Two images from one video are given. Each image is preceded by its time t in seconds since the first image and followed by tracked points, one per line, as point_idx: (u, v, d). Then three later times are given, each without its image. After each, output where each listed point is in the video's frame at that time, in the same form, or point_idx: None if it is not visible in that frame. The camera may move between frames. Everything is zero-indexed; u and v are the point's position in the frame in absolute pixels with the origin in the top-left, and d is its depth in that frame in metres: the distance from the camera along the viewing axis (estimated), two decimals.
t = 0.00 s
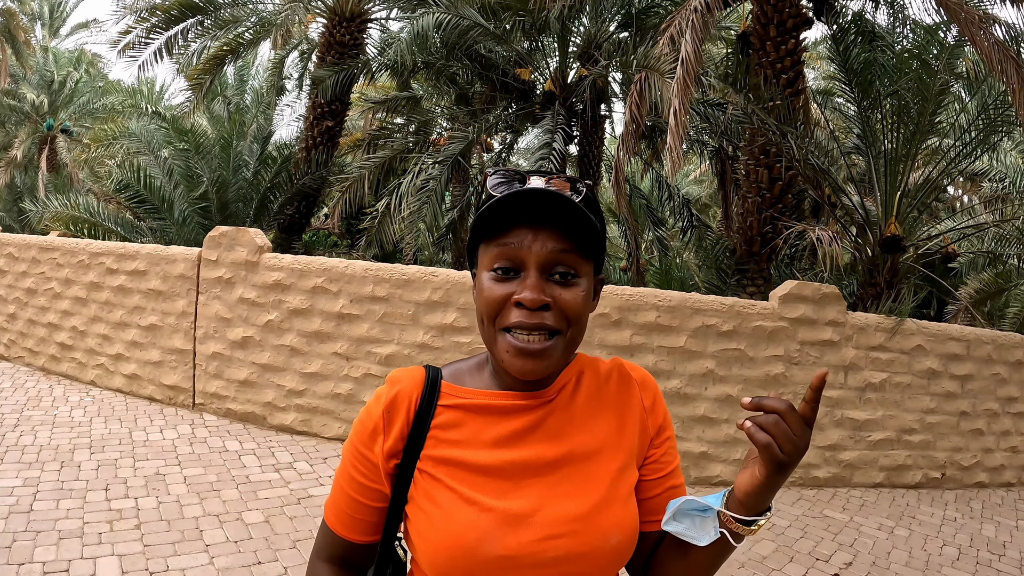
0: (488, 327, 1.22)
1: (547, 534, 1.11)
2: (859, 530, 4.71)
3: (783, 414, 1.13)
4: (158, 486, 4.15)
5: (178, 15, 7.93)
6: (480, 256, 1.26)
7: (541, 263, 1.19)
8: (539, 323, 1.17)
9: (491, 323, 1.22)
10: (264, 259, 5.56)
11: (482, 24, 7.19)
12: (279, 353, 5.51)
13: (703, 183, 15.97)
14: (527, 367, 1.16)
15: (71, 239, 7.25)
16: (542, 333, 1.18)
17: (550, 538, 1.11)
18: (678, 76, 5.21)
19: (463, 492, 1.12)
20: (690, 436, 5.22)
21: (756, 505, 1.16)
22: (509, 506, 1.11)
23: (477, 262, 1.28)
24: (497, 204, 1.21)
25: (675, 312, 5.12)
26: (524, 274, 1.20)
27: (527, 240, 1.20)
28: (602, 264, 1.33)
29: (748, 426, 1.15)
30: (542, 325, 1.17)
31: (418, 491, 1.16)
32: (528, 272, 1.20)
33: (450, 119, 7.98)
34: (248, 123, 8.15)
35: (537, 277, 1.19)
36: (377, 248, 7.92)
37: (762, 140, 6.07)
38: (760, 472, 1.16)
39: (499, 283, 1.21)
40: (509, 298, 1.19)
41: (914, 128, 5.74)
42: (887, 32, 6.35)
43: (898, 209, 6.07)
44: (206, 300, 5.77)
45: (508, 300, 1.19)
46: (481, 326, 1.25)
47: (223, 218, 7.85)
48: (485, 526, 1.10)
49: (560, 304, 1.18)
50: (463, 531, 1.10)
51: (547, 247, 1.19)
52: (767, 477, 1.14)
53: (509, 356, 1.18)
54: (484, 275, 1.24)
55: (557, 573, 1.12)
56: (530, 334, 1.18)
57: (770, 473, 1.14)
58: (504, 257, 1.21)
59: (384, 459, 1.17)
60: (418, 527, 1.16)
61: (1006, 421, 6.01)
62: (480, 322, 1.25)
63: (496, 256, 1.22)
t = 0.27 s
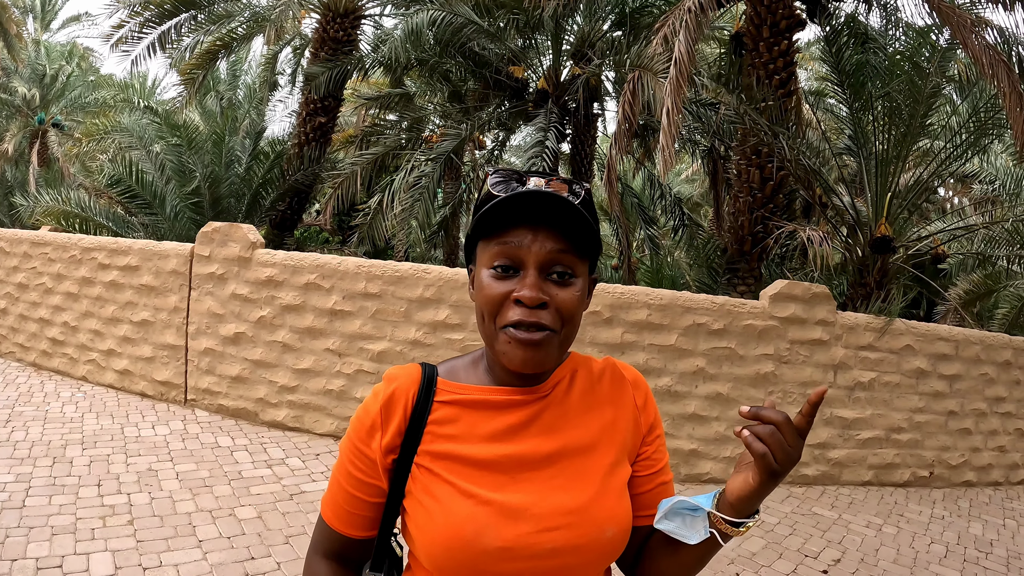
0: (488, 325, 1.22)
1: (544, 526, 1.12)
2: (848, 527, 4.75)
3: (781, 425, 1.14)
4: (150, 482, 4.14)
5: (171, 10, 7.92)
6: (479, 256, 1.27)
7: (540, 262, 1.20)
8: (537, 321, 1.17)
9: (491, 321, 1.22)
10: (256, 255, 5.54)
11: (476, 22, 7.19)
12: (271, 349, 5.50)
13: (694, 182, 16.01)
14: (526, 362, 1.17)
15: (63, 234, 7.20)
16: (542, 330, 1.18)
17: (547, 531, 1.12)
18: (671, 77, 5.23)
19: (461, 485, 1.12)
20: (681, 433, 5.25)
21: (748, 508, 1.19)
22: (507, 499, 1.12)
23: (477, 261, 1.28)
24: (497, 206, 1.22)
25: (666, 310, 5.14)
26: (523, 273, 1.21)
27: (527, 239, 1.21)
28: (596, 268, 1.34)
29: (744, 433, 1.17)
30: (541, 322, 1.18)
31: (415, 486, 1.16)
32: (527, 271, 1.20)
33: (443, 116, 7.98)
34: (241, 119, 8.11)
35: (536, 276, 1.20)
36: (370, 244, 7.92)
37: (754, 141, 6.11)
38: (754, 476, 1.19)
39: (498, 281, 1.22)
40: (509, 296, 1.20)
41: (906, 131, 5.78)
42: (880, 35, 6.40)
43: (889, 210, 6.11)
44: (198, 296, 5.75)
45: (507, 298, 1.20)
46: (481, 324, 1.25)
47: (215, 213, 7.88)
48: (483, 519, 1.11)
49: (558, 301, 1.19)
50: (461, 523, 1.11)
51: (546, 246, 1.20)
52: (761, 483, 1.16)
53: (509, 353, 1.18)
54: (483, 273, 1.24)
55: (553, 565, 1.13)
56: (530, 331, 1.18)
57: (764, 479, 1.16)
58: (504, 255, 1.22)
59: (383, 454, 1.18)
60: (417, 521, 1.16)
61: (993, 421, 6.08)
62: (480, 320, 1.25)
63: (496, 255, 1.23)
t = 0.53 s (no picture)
0: (495, 323, 1.23)
1: (552, 519, 1.14)
2: (837, 525, 4.79)
3: (781, 417, 1.16)
4: (143, 479, 4.12)
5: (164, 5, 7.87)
6: (486, 255, 1.27)
7: (547, 262, 1.21)
8: (544, 320, 1.18)
9: (498, 319, 1.23)
10: (249, 252, 5.53)
11: (470, 20, 7.18)
12: (264, 346, 5.49)
13: (685, 182, 16.07)
14: (534, 360, 1.18)
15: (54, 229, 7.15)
16: (549, 329, 1.20)
17: (555, 524, 1.13)
18: (665, 77, 5.24)
19: (470, 479, 1.13)
20: (672, 432, 5.27)
21: (749, 497, 1.21)
22: (515, 492, 1.13)
23: (484, 260, 1.29)
24: (506, 206, 1.22)
25: (657, 309, 5.17)
26: (530, 273, 1.22)
27: (534, 240, 1.22)
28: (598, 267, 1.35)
29: (746, 423, 1.19)
30: (548, 322, 1.19)
31: (423, 481, 1.16)
32: (534, 270, 1.21)
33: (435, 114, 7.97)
34: (233, 115, 8.07)
35: (543, 276, 1.21)
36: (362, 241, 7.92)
37: (746, 142, 6.14)
38: (755, 465, 1.21)
39: (506, 280, 1.22)
40: (516, 295, 1.20)
41: (897, 133, 5.83)
42: (872, 38, 6.45)
43: (880, 211, 6.16)
44: (191, 292, 5.73)
45: (515, 297, 1.21)
46: (488, 321, 1.26)
47: (207, 209, 7.76)
48: (493, 512, 1.11)
49: (565, 301, 1.20)
50: (471, 516, 1.11)
51: (553, 246, 1.21)
52: (762, 471, 1.19)
53: (516, 351, 1.19)
54: (490, 272, 1.25)
55: (558, 555, 1.14)
56: (536, 329, 1.19)
57: (764, 468, 1.19)
58: (511, 255, 1.23)
59: (392, 450, 1.17)
60: (424, 515, 1.16)
61: (981, 421, 6.14)
62: (487, 317, 1.26)
63: (504, 254, 1.23)
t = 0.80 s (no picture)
0: (491, 324, 1.25)
1: (548, 511, 1.15)
2: (821, 524, 4.84)
3: (764, 418, 1.18)
4: (132, 474, 4.10)
5: None
6: (485, 259, 1.29)
7: (541, 267, 1.22)
8: (537, 324, 1.20)
9: (493, 320, 1.25)
10: (239, 248, 5.51)
11: (462, 18, 7.19)
12: (252, 342, 5.47)
13: (674, 182, 16.15)
14: (528, 360, 1.19)
15: (42, 222, 7.08)
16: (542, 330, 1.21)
17: (551, 516, 1.15)
18: (656, 79, 5.27)
19: (468, 473, 1.14)
20: (659, 431, 5.30)
21: (732, 494, 1.23)
22: (512, 485, 1.14)
23: (482, 265, 1.31)
24: (502, 214, 1.24)
25: (645, 309, 5.20)
26: (525, 277, 1.23)
27: (529, 246, 1.23)
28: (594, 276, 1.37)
29: (731, 422, 1.21)
30: (541, 324, 1.20)
31: (424, 475, 1.17)
32: (529, 275, 1.23)
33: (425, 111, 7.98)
34: (223, 109, 8.03)
35: (537, 281, 1.22)
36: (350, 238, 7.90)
37: (734, 145, 6.19)
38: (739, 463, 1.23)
39: (502, 284, 1.24)
40: (510, 299, 1.22)
41: (885, 137, 5.89)
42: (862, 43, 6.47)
43: (866, 214, 6.23)
44: (180, 288, 5.69)
45: (510, 301, 1.22)
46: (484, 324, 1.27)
47: (195, 205, 7.70)
48: (491, 504, 1.13)
49: (557, 304, 1.22)
50: (471, 508, 1.12)
51: (548, 253, 1.22)
52: (745, 469, 1.21)
53: (508, 351, 1.20)
54: (488, 275, 1.27)
55: (553, 546, 1.16)
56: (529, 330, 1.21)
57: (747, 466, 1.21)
58: (506, 260, 1.24)
59: (393, 444, 1.18)
60: (424, 507, 1.17)
61: (963, 422, 6.23)
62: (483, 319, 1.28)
63: (502, 259, 1.25)
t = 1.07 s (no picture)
0: (490, 319, 1.27)
1: (545, 504, 1.17)
2: (808, 520, 4.90)
3: (757, 411, 1.21)
4: (123, 472, 4.08)
5: None
6: (482, 257, 1.31)
7: (538, 264, 1.24)
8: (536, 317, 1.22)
9: (492, 315, 1.26)
10: (230, 245, 5.49)
11: (452, 17, 7.20)
12: (242, 340, 5.46)
13: (663, 182, 16.21)
14: (528, 352, 1.22)
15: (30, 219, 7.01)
16: (540, 322, 1.23)
17: (548, 508, 1.17)
18: (646, 80, 5.30)
19: (469, 464, 1.16)
20: (649, 428, 5.34)
21: (725, 485, 1.26)
22: (511, 478, 1.16)
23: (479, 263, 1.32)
24: (499, 215, 1.25)
25: (633, 308, 5.23)
26: (522, 273, 1.25)
27: (526, 243, 1.25)
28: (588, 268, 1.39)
29: (725, 416, 1.23)
30: (539, 316, 1.23)
31: (426, 467, 1.19)
32: (526, 272, 1.25)
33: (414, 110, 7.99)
34: (213, 106, 7.98)
35: (534, 277, 1.24)
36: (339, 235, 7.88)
37: (723, 145, 6.24)
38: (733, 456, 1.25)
39: (500, 280, 1.26)
40: (509, 294, 1.24)
41: (872, 139, 5.97)
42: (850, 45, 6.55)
43: (852, 215, 6.30)
44: (170, 286, 5.67)
45: (508, 296, 1.24)
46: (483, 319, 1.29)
47: (185, 202, 7.65)
48: (490, 496, 1.15)
49: (555, 298, 1.24)
50: (471, 499, 1.14)
51: (544, 251, 1.24)
52: (738, 461, 1.23)
53: (509, 344, 1.23)
54: (486, 272, 1.29)
55: (549, 537, 1.18)
56: (528, 322, 1.23)
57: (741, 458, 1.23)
58: (503, 257, 1.26)
59: (396, 436, 1.20)
60: (425, 497, 1.19)
61: (948, 420, 6.31)
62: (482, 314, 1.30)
63: (499, 257, 1.27)
